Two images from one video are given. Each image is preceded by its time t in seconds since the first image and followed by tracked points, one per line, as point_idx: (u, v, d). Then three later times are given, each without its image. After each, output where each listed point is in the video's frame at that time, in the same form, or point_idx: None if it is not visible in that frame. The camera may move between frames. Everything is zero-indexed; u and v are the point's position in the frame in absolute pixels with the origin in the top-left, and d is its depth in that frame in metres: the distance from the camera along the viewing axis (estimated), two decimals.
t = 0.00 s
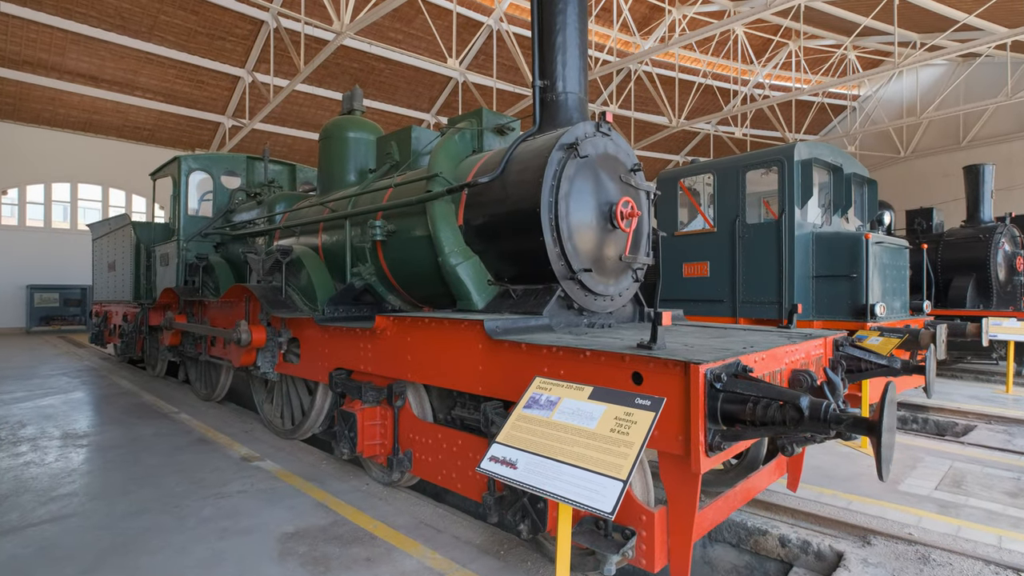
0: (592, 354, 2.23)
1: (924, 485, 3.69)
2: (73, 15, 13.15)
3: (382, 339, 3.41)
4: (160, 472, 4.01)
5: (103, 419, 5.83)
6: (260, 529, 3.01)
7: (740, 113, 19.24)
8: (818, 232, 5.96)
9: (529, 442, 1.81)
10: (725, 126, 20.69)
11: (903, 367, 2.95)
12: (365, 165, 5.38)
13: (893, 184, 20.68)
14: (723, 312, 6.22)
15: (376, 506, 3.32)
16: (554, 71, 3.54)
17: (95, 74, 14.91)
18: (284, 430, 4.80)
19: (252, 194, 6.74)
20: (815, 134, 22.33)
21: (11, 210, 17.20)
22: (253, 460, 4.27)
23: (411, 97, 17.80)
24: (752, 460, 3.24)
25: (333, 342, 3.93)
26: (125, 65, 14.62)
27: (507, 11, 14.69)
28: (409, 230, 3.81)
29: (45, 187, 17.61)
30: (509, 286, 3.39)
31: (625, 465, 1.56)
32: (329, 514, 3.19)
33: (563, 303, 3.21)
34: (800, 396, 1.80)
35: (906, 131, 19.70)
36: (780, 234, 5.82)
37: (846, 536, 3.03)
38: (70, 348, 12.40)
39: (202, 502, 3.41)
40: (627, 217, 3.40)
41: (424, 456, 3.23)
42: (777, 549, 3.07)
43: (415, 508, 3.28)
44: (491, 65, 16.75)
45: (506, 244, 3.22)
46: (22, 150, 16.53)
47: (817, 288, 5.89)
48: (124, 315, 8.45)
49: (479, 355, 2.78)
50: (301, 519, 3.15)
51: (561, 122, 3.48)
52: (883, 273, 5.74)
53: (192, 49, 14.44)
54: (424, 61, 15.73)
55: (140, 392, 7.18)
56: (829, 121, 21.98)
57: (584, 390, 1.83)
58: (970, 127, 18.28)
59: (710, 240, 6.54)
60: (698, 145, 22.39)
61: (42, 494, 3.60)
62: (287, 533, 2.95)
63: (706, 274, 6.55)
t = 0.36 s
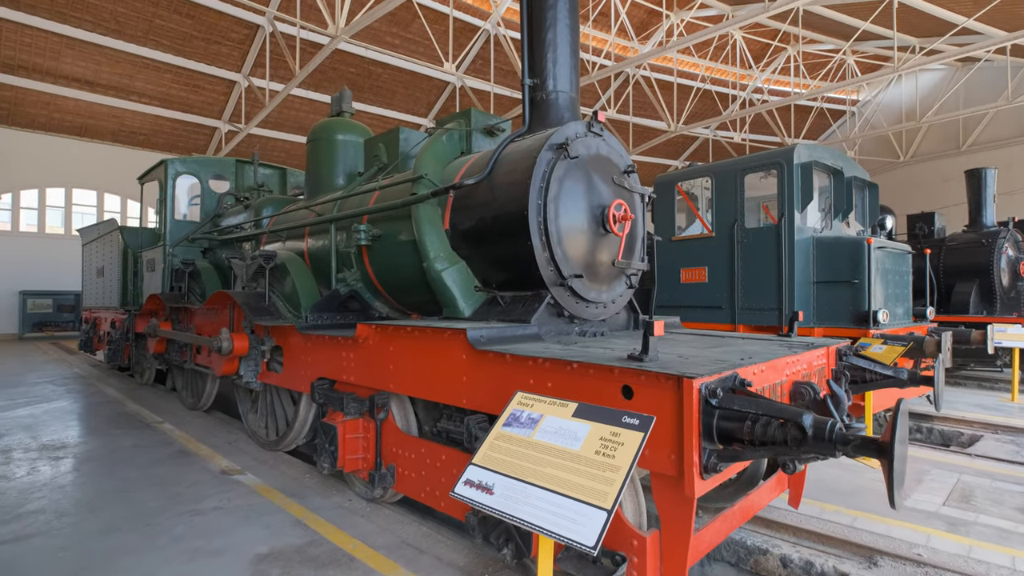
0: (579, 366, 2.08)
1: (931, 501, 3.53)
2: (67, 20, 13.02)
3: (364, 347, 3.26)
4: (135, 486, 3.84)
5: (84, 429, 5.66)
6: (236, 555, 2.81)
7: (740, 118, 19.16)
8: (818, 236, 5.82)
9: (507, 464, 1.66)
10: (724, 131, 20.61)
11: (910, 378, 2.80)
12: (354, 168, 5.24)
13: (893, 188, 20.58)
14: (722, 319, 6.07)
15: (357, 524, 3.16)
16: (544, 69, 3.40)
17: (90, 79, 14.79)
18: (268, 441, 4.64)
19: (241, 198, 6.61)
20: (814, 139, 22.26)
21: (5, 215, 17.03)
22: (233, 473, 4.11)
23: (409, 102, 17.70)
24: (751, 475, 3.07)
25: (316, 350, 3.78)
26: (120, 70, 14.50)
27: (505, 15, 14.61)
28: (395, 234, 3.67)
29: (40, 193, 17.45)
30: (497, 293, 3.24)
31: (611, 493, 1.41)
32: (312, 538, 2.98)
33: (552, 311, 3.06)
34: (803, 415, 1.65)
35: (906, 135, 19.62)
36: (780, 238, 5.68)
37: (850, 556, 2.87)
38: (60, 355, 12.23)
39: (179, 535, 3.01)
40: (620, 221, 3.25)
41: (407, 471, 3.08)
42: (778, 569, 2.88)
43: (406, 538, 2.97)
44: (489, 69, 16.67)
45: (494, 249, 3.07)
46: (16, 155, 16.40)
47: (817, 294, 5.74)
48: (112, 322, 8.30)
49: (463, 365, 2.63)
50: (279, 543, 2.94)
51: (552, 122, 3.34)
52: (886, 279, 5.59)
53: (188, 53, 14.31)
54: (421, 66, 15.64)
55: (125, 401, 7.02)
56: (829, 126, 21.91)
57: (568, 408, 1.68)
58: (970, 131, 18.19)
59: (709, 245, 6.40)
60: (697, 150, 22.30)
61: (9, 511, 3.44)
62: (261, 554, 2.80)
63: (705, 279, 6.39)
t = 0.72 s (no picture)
0: (572, 379, 1.96)
1: (942, 517, 3.39)
2: (66, 27, 12.98)
3: (352, 357, 3.15)
4: (116, 501, 3.72)
5: (71, 440, 5.54)
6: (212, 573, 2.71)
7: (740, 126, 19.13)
8: (821, 243, 5.71)
9: (491, 486, 1.55)
10: (724, 139, 20.59)
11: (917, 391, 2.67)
12: (348, 174, 5.14)
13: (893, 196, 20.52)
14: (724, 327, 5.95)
15: (342, 542, 3.03)
16: (539, 71, 3.31)
17: (88, 86, 14.74)
18: (256, 453, 4.51)
19: (234, 205, 6.52)
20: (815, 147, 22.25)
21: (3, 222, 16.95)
22: (219, 487, 3.98)
23: (409, 110, 17.69)
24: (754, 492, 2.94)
25: (304, 360, 3.67)
26: (120, 77, 14.46)
27: (505, 23, 14.60)
28: (385, 240, 3.56)
29: (38, 200, 17.37)
30: (489, 301, 3.13)
31: (601, 521, 1.29)
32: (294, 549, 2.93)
33: (546, 319, 2.95)
34: (810, 432, 1.53)
35: (907, 143, 19.59)
36: (781, 245, 5.57)
37: None
38: (55, 363, 12.12)
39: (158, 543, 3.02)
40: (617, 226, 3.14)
41: (396, 487, 2.95)
42: None
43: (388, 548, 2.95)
44: (488, 77, 16.67)
45: (485, 256, 2.97)
46: (15, 162, 16.35)
47: (820, 302, 5.62)
48: (105, 329, 8.21)
49: (452, 376, 2.51)
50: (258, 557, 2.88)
51: (547, 125, 3.25)
52: (889, 286, 5.47)
53: (187, 61, 14.28)
54: (420, 73, 15.66)
55: (116, 411, 6.90)
56: (829, 133, 21.90)
57: (558, 424, 1.57)
58: (971, 139, 18.15)
59: (709, 253, 6.29)
60: (697, 158, 22.27)
61: None
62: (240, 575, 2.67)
63: (705, 287, 6.28)
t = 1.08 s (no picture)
0: (573, 393, 1.83)
1: (961, 535, 3.25)
2: (69, 34, 12.93)
3: (346, 367, 3.03)
4: (103, 516, 3.61)
5: (63, 449, 5.43)
6: None
7: (745, 132, 19.04)
8: (829, 249, 5.58)
9: (484, 512, 1.42)
10: (727, 145, 20.48)
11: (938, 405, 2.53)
12: (345, 179, 5.04)
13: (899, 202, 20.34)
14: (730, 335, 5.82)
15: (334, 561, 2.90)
16: (540, 71, 3.21)
17: (91, 93, 14.70)
18: (249, 464, 4.39)
19: (232, 210, 6.43)
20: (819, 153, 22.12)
21: (4, 229, 16.88)
22: (210, 500, 3.87)
23: (411, 116, 17.64)
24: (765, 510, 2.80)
25: (297, 369, 3.55)
26: (123, 84, 14.43)
27: (508, 30, 14.56)
28: (381, 246, 3.46)
29: (41, 206, 17.32)
30: (488, 309, 3.01)
31: (606, 554, 1.17)
32: (291, 550, 3.07)
33: (547, 328, 2.83)
34: (832, 453, 1.41)
35: (912, 149, 19.45)
36: (789, 251, 5.45)
37: None
38: (55, 370, 12.03)
39: (157, 542, 3.20)
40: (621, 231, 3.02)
41: (389, 502, 2.83)
42: None
43: (384, 546, 3.09)
44: (491, 83, 16.63)
45: (483, 262, 2.86)
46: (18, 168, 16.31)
47: (829, 310, 5.49)
48: (102, 336, 8.12)
49: (447, 389, 2.38)
50: (255, 559, 3.01)
51: (548, 126, 3.14)
52: (900, 293, 5.34)
53: (189, 67, 14.25)
54: (423, 79, 15.60)
55: (111, 419, 6.78)
56: (833, 139, 21.78)
57: (557, 444, 1.45)
58: (977, 144, 18.01)
59: (715, 259, 6.17)
60: (700, 164, 22.17)
61: None
62: None
63: (711, 294, 6.15)
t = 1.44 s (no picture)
0: (584, 404, 1.75)
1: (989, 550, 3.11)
2: (82, 40, 12.98)
3: (350, 373, 2.97)
4: (106, 522, 3.56)
5: (70, 454, 5.42)
6: None
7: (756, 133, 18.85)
8: (845, 252, 5.45)
9: (490, 531, 1.35)
10: (738, 146, 20.29)
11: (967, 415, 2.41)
12: (352, 182, 4.99)
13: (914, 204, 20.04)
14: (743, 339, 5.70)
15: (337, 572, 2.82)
16: (548, 70, 3.13)
17: (104, 98, 14.80)
18: (254, 470, 4.33)
19: (240, 213, 6.41)
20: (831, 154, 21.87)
21: (18, 232, 16.95)
22: (214, 508, 3.81)
23: (419, 119, 17.63)
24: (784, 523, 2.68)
25: (302, 374, 3.49)
26: (134, 89, 14.52)
27: (515, 32, 14.52)
28: (387, 249, 3.39)
29: (53, 211, 17.38)
30: (495, 314, 2.93)
31: None
32: (291, 550, 3.11)
33: (557, 334, 2.74)
34: (863, 470, 1.31)
35: (927, 150, 19.16)
36: (804, 254, 5.33)
37: None
38: (66, 373, 12.08)
39: (157, 543, 3.22)
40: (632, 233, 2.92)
41: (395, 513, 2.75)
42: None
43: (385, 548, 3.14)
44: (499, 85, 16.59)
45: (491, 266, 2.78)
46: (32, 173, 16.42)
47: (846, 313, 5.35)
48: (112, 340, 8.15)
49: (453, 397, 2.31)
50: (255, 558, 3.07)
51: (556, 126, 3.06)
52: (920, 296, 5.19)
53: (200, 72, 14.32)
54: (432, 82, 15.59)
55: (119, 423, 6.79)
56: (845, 141, 21.53)
57: (567, 460, 1.37)
58: (993, 144, 17.70)
59: (727, 261, 6.06)
60: (710, 165, 21.99)
61: None
62: None
63: (723, 297, 6.04)
